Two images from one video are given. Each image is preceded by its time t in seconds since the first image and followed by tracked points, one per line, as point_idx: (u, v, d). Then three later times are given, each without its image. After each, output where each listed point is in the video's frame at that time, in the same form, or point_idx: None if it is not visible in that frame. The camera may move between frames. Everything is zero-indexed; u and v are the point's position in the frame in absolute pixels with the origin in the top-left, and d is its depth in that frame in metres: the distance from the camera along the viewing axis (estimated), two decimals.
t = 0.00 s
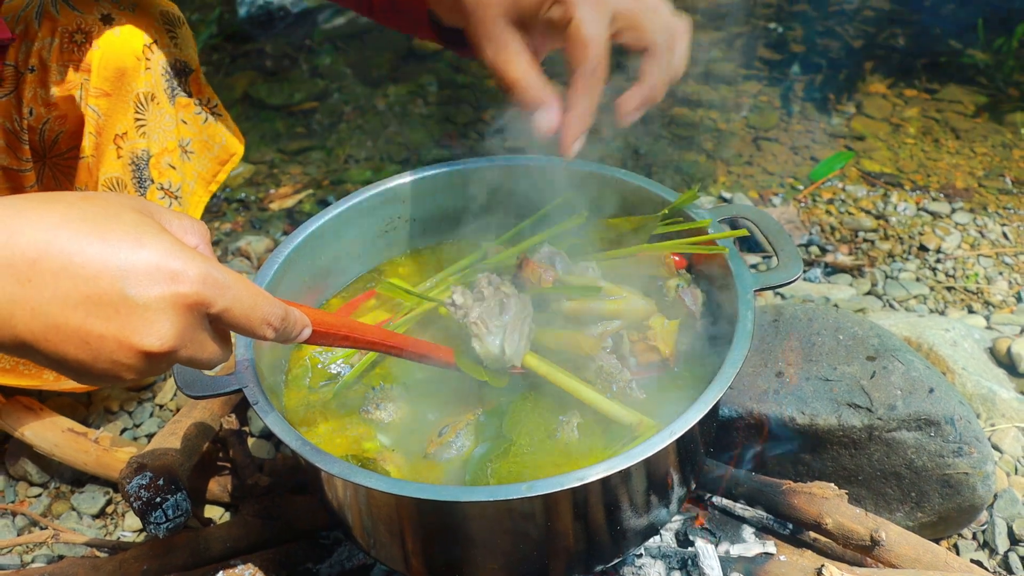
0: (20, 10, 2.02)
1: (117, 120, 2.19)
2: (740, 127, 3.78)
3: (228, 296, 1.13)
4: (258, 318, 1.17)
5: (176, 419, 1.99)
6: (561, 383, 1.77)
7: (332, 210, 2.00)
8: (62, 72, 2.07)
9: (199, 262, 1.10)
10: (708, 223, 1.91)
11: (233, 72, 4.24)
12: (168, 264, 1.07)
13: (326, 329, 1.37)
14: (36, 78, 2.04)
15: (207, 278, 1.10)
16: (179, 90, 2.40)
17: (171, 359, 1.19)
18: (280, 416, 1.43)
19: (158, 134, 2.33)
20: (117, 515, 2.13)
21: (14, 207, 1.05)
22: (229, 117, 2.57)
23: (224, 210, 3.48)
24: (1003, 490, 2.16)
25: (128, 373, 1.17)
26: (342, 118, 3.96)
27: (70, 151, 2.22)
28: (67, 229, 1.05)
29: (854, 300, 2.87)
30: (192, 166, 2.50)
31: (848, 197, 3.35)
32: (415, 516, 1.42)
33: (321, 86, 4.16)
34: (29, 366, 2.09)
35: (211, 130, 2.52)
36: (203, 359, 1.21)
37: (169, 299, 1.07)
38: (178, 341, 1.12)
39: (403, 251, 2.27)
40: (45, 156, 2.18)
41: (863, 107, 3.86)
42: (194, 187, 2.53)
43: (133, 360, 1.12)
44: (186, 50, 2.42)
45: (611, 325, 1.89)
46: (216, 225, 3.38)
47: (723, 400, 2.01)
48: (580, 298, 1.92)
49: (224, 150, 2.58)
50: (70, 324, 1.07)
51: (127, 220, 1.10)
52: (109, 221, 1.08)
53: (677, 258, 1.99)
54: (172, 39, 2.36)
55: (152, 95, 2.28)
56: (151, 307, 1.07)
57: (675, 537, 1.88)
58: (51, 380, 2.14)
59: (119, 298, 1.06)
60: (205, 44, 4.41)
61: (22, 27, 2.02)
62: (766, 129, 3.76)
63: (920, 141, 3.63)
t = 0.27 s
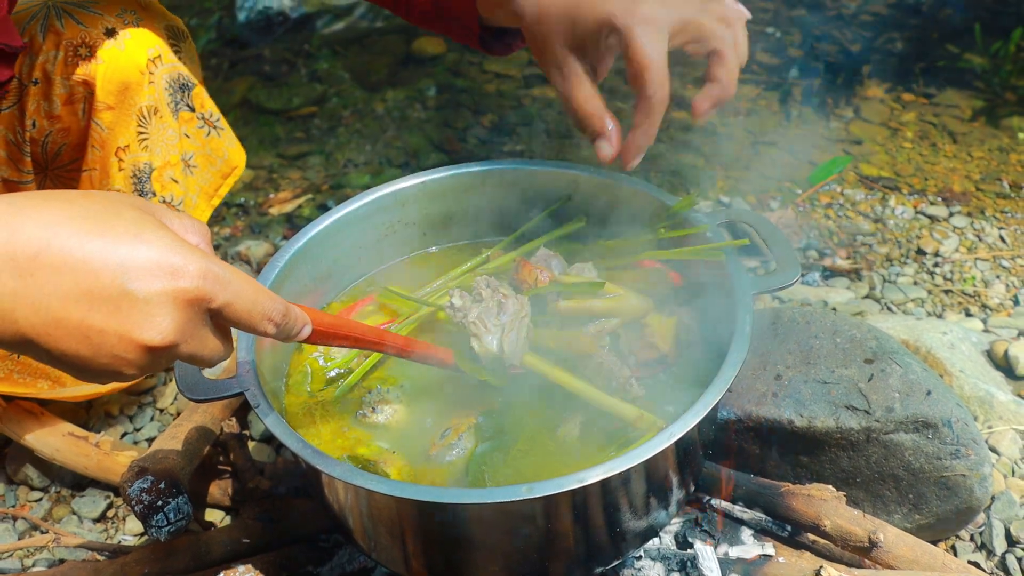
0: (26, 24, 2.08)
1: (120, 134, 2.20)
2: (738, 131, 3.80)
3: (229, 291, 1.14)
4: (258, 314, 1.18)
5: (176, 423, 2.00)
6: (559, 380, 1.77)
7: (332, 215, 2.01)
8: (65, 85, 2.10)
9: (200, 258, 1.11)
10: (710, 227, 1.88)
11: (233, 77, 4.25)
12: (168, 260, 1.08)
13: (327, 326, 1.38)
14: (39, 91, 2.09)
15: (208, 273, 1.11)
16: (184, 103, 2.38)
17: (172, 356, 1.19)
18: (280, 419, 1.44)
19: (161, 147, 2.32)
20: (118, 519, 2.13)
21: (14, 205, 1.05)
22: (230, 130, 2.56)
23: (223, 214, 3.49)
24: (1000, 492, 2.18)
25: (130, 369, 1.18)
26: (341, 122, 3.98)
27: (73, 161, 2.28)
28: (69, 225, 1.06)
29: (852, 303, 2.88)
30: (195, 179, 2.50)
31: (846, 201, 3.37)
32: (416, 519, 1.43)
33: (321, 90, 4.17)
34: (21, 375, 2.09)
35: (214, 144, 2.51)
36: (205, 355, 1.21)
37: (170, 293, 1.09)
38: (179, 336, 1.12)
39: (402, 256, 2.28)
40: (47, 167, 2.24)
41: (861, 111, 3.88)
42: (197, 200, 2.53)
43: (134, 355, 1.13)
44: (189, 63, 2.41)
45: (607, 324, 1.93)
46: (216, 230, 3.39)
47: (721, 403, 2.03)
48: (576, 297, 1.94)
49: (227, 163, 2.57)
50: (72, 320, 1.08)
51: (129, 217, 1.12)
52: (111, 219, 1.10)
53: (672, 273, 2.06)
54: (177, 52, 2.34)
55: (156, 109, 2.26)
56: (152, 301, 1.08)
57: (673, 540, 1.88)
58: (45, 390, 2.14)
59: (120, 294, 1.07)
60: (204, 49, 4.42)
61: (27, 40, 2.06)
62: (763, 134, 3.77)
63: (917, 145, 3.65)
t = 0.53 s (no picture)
0: (29, 30, 2.08)
1: (121, 141, 2.21)
2: (736, 134, 3.82)
3: (222, 295, 1.14)
4: (251, 319, 1.17)
5: (177, 425, 2.00)
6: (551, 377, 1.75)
7: (333, 218, 2.03)
8: (67, 91, 2.13)
9: (193, 263, 1.11)
10: (707, 229, 1.93)
11: (232, 81, 4.26)
12: (161, 264, 1.09)
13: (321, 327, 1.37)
14: (40, 97, 2.10)
15: (200, 278, 1.11)
16: (185, 112, 2.39)
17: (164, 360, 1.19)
18: (281, 419, 1.44)
19: (162, 155, 2.33)
20: (118, 521, 2.13)
21: (14, 208, 1.08)
22: (232, 139, 2.55)
23: (223, 218, 3.50)
24: (997, 492, 2.19)
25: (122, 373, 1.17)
26: (341, 126, 3.99)
27: (73, 168, 2.29)
28: (65, 229, 1.08)
29: (849, 305, 2.89)
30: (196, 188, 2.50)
31: (843, 204, 3.38)
32: (416, 519, 1.44)
33: (320, 94, 4.18)
34: (12, 381, 2.07)
35: (215, 152, 2.51)
36: (197, 360, 1.21)
37: (161, 297, 1.08)
38: (171, 341, 1.12)
39: (403, 259, 2.29)
40: (47, 172, 2.24)
41: (858, 115, 3.90)
42: (197, 210, 2.53)
43: (125, 358, 1.12)
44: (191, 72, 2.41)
45: (604, 326, 1.87)
46: (215, 233, 3.40)
47: (720, 404, 2.03)
48: (573, 298, 1.92)
49: (228, 172, 2.57)
50: (65, 323, 1.08)
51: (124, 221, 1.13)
52: (107, 223, 1.11)
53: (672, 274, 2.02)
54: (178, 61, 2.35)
55: (158, 117, 2.28)
56: (144, 306, 1.08)
57: (673, 540, 1.89)
58: (36, 397, 2.13)
59: (113, 298, 1.07)
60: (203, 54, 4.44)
61: (30, 46, 2.07)
62: (761, 137, 3.79)
63: (914, 148, 3.67)
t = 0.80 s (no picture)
0: (34, 25, 2.10)
1: (123, 136, 2.22)
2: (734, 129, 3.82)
3: (224, 283, 1.14)
4: (252, 306, 1.18)
5: (179, 416, 2.01)
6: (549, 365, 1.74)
7: (336, 207, 2.03)
8: (71, 87, 2.15)
9: (194, 251, 1.12)
10: (707, 218, 1.94)
11: (232, 76, 4.27)
12: (162, 252, 1.09)
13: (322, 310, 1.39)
14: (45, 91, 2.12)
15: (201, 266, 1.12)
16: (189, 108, 2.37)
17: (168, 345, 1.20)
18: (285, 403, 1.45)
19: (166, 151, 2.31)
20: (121, 511, 2.13)
21: (16, 194, 1.08)
22: (235, 135, 2.53)
23: (222, 212, 3.50)
24: (995, 480, 2.21)
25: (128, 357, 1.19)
26: (340, 121, 4.00)
27: (76, 163, 2.31)
28: (69, 216, 1.08)
29: (848, 297, 2.90)
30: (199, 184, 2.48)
31: (842, 197, 3.39)
32: (419, 504, 1.45)
33: (319, 90, 4.19)
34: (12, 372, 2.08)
35: (219, 149, 2.49)
36: (201, 345, 1.22)
37: (164, 285, 1.09)
38: (173, 327, 1.13)
39: (404, 249, 2.30)
40: (49, 167, 2.26)
41: (856, 110, 3.91)
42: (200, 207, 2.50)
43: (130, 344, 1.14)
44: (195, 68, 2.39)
45: (603, 316, 1.84)
46: (215, 227, 3.40)
47: (720, 392, 2.04)
48: (572, 290, 1.89)
49: (231, 169, 2.55)
50: (69, 309, 1.09)
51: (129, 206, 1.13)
52: (109, 209, 1.11)
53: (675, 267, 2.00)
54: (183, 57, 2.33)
55: (161, 113, 2.26)
56: (146, 293, 1.09)
57: (673, 528, 1.90)
58: (36, 387, 2.13)
59: (116, 285, 1.08)
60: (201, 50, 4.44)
61: (35, 41, 2.09)
62: (759, 132, 3.80)
63: (913, 143, 3.68)
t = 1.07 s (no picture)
0: (41, 19, 2.09)
1: (130, 129, 2.22)
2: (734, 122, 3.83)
3: (228, 256, 1.16)
4: (255, 280, 1.19)
5: (183, 404, 2.02)
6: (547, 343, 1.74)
7: (339, 196, 2.04)
8: (78, 81, 2.13)
9: (198, 224, 1.13)
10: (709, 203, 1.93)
11: (231, 71, 4.26)
12: (167, 224, 1.10)
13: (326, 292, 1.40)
14: (52, 85, 2.11)
15: (205, 238, 1.13)
16: (195, 103, 2.39)
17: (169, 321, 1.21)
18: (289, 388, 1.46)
19: (171, 145, 2.32)
20: (124, 501, 2.13)
21: (19, 169, 1.08)
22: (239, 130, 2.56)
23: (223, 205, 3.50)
24: (994, 468, 2.22)
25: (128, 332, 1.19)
26: (340, 115, 4.00)
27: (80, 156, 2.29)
28: (73, 190, 1.09)
29: (847, 289, 2.91)
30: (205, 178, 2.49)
31: (841, 190, 3.40)
32: (424, 489, 1.46)
33: (319, 84, 4.19)
34: (14, 362, 2.07)
35: (224, 144, 2.52)
36: (202, 322, 1.23)
37: (170, 257, 1.10)
38: (177, 300, 1.14)
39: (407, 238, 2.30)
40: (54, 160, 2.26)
41: (855, 103, 3.91)
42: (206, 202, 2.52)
43: (132, 317, 1.14)
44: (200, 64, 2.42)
45: (603, 297, 1.91)
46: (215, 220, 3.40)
47: (722, 380, 2.05)
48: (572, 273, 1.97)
49: (235, 163, 2.58)
50: (73, 282, 1.10)
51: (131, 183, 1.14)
52: (113, 184, 1.13)
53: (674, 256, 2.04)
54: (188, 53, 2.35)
55: (167, 108, 2.27)
56: (151, 265, 1.10)
57: (675, 514, 1.92)
58: (39, 377, 2.13)
59: (120, 257, 1.09)
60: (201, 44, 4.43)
61: (42, 35, 2.08)
62: (759, 125, 3.80)
63: (912, 136, 3.68)
